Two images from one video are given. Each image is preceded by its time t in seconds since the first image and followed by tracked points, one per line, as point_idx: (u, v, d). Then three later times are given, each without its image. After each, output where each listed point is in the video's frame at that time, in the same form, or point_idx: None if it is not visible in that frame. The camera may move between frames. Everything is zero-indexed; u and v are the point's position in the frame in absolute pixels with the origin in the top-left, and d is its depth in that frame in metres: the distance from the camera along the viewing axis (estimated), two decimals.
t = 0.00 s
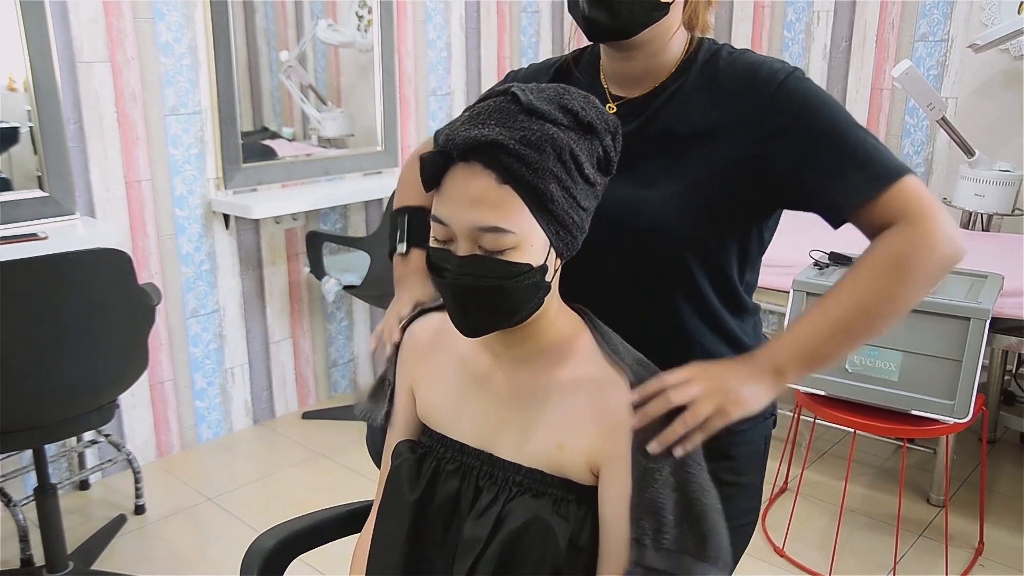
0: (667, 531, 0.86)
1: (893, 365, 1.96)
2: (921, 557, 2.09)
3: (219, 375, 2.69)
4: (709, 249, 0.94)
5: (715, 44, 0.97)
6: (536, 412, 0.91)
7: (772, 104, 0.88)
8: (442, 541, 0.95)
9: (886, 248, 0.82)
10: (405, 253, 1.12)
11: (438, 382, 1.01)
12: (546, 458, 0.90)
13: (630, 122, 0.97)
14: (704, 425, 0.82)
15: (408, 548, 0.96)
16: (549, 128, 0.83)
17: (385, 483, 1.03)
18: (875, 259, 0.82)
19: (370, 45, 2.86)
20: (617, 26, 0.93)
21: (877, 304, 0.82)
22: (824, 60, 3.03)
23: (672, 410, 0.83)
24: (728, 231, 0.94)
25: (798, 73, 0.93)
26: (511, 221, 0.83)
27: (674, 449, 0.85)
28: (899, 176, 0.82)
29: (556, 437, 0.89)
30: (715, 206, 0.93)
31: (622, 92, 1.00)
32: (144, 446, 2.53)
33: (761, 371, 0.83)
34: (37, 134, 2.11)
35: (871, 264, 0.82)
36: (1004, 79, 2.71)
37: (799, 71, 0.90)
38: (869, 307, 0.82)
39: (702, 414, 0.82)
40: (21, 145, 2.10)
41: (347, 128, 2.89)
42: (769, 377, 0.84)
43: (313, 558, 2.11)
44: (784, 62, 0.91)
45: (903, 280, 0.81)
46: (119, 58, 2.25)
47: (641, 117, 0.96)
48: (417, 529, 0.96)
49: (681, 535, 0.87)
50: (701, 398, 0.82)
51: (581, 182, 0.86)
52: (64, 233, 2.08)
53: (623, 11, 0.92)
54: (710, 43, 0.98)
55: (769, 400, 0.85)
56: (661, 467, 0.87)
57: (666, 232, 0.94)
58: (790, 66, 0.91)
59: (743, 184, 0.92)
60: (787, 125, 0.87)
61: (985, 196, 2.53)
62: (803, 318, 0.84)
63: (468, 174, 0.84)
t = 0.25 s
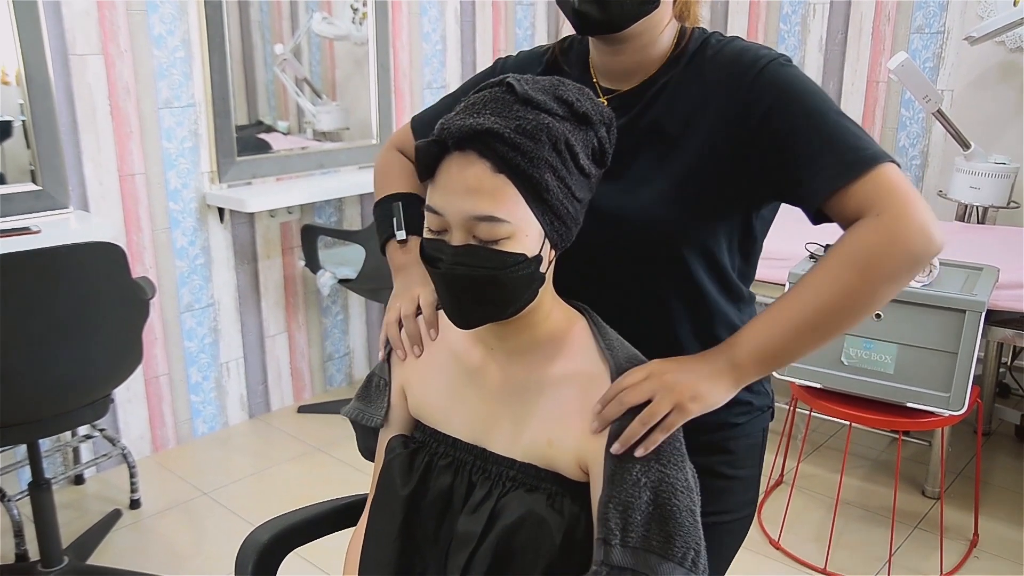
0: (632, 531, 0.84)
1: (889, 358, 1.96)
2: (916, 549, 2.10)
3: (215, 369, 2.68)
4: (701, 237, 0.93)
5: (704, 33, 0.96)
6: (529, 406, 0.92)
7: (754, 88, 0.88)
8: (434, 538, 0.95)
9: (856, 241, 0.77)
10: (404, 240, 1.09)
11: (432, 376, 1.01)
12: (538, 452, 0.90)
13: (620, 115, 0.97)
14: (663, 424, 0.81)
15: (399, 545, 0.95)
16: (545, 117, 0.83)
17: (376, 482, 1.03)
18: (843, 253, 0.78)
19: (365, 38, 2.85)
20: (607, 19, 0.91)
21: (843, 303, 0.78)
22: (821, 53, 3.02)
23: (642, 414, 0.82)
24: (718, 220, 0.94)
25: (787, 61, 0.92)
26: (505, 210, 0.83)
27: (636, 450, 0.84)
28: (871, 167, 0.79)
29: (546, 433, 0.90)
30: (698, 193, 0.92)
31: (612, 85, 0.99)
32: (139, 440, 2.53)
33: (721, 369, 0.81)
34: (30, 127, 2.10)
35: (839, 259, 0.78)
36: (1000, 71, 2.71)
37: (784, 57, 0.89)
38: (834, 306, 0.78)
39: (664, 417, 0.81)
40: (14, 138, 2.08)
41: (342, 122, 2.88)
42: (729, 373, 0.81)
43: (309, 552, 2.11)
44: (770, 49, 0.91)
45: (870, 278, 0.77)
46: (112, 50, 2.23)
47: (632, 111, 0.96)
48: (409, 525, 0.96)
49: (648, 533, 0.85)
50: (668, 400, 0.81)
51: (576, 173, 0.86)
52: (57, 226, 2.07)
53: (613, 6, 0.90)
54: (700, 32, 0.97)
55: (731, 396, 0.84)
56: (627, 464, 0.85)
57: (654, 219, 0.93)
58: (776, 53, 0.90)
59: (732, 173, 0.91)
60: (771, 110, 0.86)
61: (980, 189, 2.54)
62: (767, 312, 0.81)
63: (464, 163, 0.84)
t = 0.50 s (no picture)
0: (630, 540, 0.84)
1: (884, 360, 1.96)
2: (912, 551, 2.10)
3: (210, 371, 2.67)
4: (694, 242, 0.94)
5: (693, 39, 0.96)
6: (516, 413, 0.91)
7: (743, 96, 0.87)
8: (425, 547, 0.95)
9: (842, 261, 0.77)
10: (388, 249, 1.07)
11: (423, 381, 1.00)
12: (529, 459, 0.90)
13: (612, 123, 0.97)
14: (649, 440, 0.81)
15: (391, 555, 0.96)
16: (534, 122, 0.82)
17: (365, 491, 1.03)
18: (828, 273, 0.77)
19: (360, 39, 2.85)
20: (597, 25, 0.90)
21: (828, 323, 0.78)
22: (816, 55, 3.03)
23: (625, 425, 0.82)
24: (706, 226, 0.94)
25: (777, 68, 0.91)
26: (491, 210, 0.82)
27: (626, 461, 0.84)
28: (859, 182, 0.77)
29: (535, 442, 0.89)
30: (684, 199, 0.92)
31: (604, 94, 0.99)
32: (134, 443, 2.52)
33: (705, 387, 0.81)
34: (24, 128, 2.09)
35: (825, 278, 0.77)
36: (994, 74, 2.72)
37: (774, 64, 0.89)
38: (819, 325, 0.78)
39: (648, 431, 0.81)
40: (8, 139, 2.07)
41: (337, 123, 2.88)
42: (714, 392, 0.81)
43: (305, 555, 2.11)
44: (761, 55, 0.90)
45: (856, 298, 0.76)
46: (107, 51, 2.23)
47: (625, 120, 0.96)
48: (400, 535, 0.96)
49: (644, 543, 0.86)
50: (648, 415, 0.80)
51: (564, 180, 0.86)
52: (51, 228, 2.07)
53: (604, 13, 0.90)
54: (691, 39, 0.97)
55: (716, 412, 0.83)
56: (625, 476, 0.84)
57: (646, 225, 0.93)
58: (766, 60, 0.89)
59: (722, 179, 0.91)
60: (759, 118, 0.85)
61: (975, 191, 2.54)
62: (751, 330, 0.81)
63: (451, 164, 0.84)
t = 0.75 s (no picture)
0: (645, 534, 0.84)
1: (886, 365, 1.96)
2: (915, 556, 2.10)
3: (212, 375, 2.68)
4: (704, 246, 0.94)
5: (713, 41, 0.96)
6: (525, 415, 0.91)
7: (759, 96, 0.87)
8: (434, 546, 0.95)
9: (859, 251, 0.77)
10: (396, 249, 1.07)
11: (432, 385, 1.00)
12: (538, 461, 0.89)
13: (629, 122, 0.98)
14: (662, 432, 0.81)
15: (399, 554, 0.95)
16: (532, 127, 0.82)
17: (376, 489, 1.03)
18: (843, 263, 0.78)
19: (362, 43, 2.85)
20: (619, 29, 0.92)
21: (843, 313, 0.79)
22: (818, 59, 3.03)
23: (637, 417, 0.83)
24: (723, 226, 0.94)
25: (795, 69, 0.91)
26: (494, 220, 0.83)
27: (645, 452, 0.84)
28: (871, 177, 0.78)
29: (546, 442, 0.89)
30: (704, 196, 0.92)
31: (623, 94, 1.00)
32: (136, 446, 2.52)
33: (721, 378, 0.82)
34: (28, 132, 2.09)
35: (837, 271, 0.78)
36: (997, 78, 2.72)
37: (791, 65, 0.89)
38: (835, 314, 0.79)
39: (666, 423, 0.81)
40: (11, 143, 2.08)
41: (340, 127, 2.88)
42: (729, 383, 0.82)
43: (308, 559, 2.11)
44: (778, 57, 0.90)
45: (871, 288, 0.77)
46: (110, 55, 2.23)
47: (642, 119, 0.96)
48: (409, 534, 0.96)
49: (662, 539, 0.85)
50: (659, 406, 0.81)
51: (565, 181, 0.86)
52: (55, 232, 2.07)
53: (625, 15, 0.91)
54: (711, 40, 0.97)
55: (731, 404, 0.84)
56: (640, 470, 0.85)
57: (660, 230, 0.93)
58: (783, 61, 0.89)
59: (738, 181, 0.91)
60: (776, 117, 0.86)
61: (978, 195, 2.54)
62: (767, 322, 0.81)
63: (451, 176, 0.83)
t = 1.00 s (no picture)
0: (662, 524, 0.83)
1: (888, 367, 1.95)
2: (917, 559, 2.09)
3: (214, 376, 2.68)
4: (716, 242, 0.95)
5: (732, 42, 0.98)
6: (531, 415, 0.91)
7: (778, 88, 0.89)
8: (440, 545, 0.95)
9: (891, 202, 0.73)
10: (394, 228, 1.03)
11: (440, 383, 1.00)
12: (544, 462, 0.89)
13: (648, 117, 0.99)
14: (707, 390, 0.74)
15: (405, 552, 0.96)
16: (541, 125, 0.83)
17: (383, 486, 1.03)
18: (869, 219, 0.74)
19: (365, 45, 2.86)
20: (644, 31, 0.93)
21: (868, 269, 0.73)
22: (820, 61, 3.03)
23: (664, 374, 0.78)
24: (739, 218, 0.95)
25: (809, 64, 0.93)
26: (504, 216, 0.83)
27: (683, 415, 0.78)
28: (894, 144, 0.77)
29: (554, 440, 0.89)
30: (728, 189, 0.93)
31: (642, 90, 1.01)
32: (138, 447, 2.52)
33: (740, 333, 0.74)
34: (31, 133, 2.10)
35: (870, 217, 0.74)
36: (1000, 81, 2.72)
37: (808, 61, 0.90)
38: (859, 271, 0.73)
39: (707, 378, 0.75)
40: (14, 144, 2.08)
41: (342, 128, 2.88)
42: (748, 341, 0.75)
43: (309, 560, 2.11)
44: (796, 54, 0.92)
45: (899, 242, 0.72)
46: (113, 57, 2.24)
47: (660, 112, 0.97)
48: (415, 533, 0.96)
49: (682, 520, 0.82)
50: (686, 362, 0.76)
51: (574, 179, 0.86)
52: (58, 233, 2.07)
53: (650, 16, 0.92)
54: (730, 40, 0.98)
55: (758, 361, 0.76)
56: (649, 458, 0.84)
57: (680, 224, 0.95)
58: (800, 57, 0.91)
59: (754, 173, 0.92)
60: (795, 107, 0.87)
61: (981, 198, 2.54)
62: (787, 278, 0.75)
63: (460, 171, 0.84)
